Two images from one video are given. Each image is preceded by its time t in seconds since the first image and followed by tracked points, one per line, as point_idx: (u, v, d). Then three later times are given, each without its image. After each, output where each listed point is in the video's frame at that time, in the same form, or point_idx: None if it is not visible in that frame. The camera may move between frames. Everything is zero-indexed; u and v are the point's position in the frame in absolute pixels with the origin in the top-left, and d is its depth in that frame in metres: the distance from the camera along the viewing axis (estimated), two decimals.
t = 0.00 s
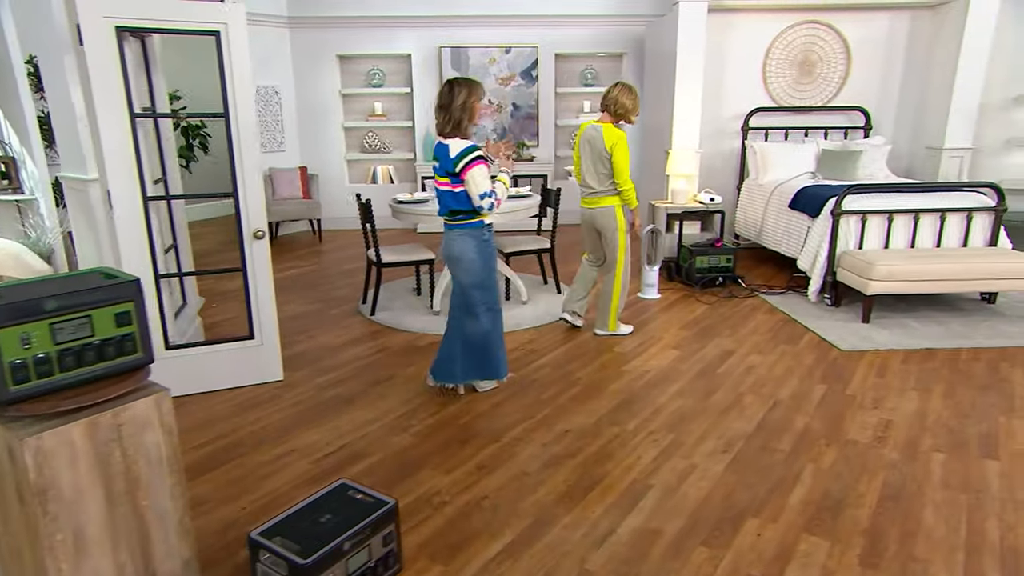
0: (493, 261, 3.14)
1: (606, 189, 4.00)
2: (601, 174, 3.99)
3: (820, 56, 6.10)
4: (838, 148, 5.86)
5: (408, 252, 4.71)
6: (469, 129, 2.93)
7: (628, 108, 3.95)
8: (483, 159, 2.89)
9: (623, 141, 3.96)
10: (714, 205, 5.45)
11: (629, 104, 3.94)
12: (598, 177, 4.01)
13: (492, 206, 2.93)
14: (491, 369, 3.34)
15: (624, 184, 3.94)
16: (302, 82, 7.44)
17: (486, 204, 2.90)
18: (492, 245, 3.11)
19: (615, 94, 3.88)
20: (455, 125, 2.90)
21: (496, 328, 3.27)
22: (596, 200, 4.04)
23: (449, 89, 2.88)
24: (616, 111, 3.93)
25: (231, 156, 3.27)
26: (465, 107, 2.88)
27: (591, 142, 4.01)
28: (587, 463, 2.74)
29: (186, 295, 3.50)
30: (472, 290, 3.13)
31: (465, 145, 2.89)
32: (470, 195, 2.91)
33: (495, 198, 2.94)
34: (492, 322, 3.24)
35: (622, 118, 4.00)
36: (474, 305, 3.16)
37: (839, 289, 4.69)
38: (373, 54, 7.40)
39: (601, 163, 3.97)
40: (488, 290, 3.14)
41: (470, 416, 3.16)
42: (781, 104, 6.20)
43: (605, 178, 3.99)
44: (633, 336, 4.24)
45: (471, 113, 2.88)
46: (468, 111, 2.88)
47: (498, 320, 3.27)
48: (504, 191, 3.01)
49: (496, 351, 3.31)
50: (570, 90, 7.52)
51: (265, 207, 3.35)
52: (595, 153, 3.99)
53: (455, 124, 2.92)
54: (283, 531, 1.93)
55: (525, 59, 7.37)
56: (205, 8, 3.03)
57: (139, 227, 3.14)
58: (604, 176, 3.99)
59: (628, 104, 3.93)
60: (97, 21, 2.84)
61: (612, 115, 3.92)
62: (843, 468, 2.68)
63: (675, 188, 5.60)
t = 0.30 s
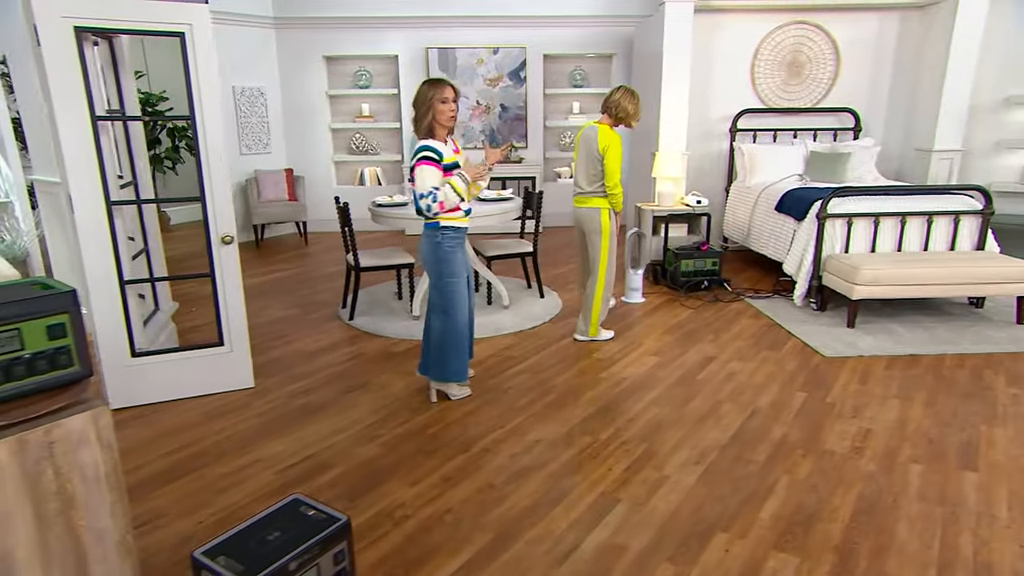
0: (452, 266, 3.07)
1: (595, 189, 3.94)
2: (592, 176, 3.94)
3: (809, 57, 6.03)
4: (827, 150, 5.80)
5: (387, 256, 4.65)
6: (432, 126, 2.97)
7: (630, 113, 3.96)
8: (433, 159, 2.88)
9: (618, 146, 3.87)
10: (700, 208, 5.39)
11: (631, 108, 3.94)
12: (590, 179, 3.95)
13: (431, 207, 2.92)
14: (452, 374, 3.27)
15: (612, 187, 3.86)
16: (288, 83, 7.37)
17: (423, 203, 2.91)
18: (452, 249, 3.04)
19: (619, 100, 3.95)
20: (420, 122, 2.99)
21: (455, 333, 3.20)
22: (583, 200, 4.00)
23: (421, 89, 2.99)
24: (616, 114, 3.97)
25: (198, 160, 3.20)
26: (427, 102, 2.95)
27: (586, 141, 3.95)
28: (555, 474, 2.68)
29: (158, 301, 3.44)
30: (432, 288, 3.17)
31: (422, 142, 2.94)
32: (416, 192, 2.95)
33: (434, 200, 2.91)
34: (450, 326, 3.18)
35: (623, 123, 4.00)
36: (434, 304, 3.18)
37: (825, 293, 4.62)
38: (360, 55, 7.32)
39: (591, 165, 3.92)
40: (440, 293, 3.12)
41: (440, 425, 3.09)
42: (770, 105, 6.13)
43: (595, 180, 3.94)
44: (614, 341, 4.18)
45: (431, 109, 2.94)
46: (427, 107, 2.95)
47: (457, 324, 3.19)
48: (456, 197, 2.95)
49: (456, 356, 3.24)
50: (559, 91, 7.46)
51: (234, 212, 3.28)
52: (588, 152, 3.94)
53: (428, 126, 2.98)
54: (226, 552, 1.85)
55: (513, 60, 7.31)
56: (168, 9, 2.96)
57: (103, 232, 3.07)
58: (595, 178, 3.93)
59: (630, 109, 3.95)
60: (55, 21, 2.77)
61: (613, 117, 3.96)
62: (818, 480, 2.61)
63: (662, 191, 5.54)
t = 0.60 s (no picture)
0: (416, 265, 3.01)
1: (580, 189, 3.90)
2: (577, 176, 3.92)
3: (802, 57, 5.96)
4: (819, 151, 5.73)
5: (371, 258, 4.60)
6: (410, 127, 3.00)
7: (623, 118, 3.93)
8: (395, 158, 2.94)
9: (604, 147, 3.79)
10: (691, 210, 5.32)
11: (623, 113, 3.90)
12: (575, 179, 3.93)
13: (389, 203, 2.96)
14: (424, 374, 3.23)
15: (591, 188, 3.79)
16: (279, 83, 7.33)
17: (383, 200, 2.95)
18: (414, 248, 2.99)
19: (613, 104, 3.92)
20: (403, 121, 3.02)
21: (423, 333, 3.14)
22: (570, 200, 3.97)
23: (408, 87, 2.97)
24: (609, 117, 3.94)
25: (171, 162, 3.15)
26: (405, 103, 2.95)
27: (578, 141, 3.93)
28: (528, 484, 2.62)
29: (137, 304, 3.36)
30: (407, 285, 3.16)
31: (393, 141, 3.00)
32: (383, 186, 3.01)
33: (393, 198, 2.95)
34: (418, 326, 3.13)
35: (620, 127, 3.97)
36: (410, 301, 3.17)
37: (815, 297, 4.55)
38: (351, 55, 7.28)
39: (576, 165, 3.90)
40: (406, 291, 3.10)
41: (415, 433, 3.03)
42: (763, 106, 6.06)
43: (580, 181, 3.91)
44: (600, 346, 4.11)
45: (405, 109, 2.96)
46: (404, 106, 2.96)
47: (424, 325, 3.13)
48: (411, 195, 2.84)
49: (426, 357, 3.19)
50: (552, 92, 7.39)
51: (207, 214, 3.22)
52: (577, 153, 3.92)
53: (409, 125, 3.02)
54: (176, 566, 1.79)
55: (506, 60, 7.26)
56: (138, 8, 2.92)
57: (72, 235, 3.01)
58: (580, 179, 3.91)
59: (624, 113, 3.92)
60: (20, 20, 2.73)
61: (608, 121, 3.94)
62: (796, 490, 2.54)
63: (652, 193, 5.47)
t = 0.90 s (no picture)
0: (390, 263, 3.00)
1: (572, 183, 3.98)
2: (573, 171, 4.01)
3: (801, 57, 5.89)
4: (817, 152, 5.66)
5: (360, 261, 4.55)
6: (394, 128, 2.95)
7: (620, 116, 3.85)
8: (374, 159, 2.91)
9: (592, 142, 3.81)
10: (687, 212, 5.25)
11: (623, 114, 3.83)
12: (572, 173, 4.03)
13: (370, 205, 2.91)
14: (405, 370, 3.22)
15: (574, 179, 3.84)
16: (276, 84, 7.30)
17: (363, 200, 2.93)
18: (388, 246, 2.97)
19: (612, 103, 3.85)
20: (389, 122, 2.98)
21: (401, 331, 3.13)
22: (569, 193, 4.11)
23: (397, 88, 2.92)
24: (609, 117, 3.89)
25: (151, 163, 3.12)
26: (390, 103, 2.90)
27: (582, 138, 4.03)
28: (507, 492, 2.57)
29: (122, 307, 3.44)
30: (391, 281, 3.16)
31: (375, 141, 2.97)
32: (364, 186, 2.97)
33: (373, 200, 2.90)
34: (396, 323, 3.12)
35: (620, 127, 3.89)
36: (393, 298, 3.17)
37: (810, 300, 4.49)
38: (347, 55, 7.25)
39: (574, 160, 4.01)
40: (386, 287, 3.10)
41: (395, 438, 2.99)
42: (761, 107, 6.00)
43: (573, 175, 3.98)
44: (589, 349, 4.06)
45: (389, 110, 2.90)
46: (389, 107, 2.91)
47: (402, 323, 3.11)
48: (396, 204, 2.83)
49: (405, 354, 3.18)
50: (550, 92, 7.34)
51: (188, 216, 3.19)
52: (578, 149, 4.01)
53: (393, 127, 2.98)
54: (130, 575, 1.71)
55: (503, 60, 7.22)
56: (115, 9, 2.89)
57: (50, 237, 2.99)
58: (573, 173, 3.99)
59: (623, 113, 3.84)
60: None
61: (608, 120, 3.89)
62: (780, 500, 2.49)
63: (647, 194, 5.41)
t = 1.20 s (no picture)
0: (372, 268, 2.97)
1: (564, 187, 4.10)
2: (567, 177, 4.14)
3: (798, 65, 5.85)
4: (814, 160, 5.60)
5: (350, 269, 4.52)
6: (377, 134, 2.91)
7: (608, 123, 3.83)
8: (357, 164, 2.89)
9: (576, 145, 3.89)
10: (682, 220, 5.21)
11: (611, 123, 3.80)
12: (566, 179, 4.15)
13: (349, 210, 2.89)
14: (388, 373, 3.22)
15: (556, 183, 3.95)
16: (273, 92, 7.31)
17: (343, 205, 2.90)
18: (370, 251, 2.95)
19: (602, 111, 3.85)
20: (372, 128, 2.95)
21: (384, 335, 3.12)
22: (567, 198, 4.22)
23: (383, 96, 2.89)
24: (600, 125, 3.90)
25: (133, 171, 3.10)
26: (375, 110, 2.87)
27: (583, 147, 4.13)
28: (486, 506, 2.52)
29: (108, 315, 3.33)
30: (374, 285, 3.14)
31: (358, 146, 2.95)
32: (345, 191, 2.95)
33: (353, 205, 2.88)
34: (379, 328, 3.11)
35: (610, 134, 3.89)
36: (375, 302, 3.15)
37: (804, 310, 4.43)
38: (344, 63, 7.25)
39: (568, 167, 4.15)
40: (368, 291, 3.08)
41: (376, 450, 2.95)
42: (758, 115, 5.96)
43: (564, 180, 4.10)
44: (579, 359, 4.01)
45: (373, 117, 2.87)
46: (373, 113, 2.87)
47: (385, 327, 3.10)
48: (373, 212, 2.83)
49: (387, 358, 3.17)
50: (547, 100, 7.31)
51: (171, 224, 3.17)
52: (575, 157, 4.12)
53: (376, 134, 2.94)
54: None
55: (500, 67, 7.20)
56: (97, 17, 2.88)
57: (31, 244, 2.98)
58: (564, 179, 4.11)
59: (612, 120, 3.82)
60: None
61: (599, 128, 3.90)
62: (764, 516, 2.43)
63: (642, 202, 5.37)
